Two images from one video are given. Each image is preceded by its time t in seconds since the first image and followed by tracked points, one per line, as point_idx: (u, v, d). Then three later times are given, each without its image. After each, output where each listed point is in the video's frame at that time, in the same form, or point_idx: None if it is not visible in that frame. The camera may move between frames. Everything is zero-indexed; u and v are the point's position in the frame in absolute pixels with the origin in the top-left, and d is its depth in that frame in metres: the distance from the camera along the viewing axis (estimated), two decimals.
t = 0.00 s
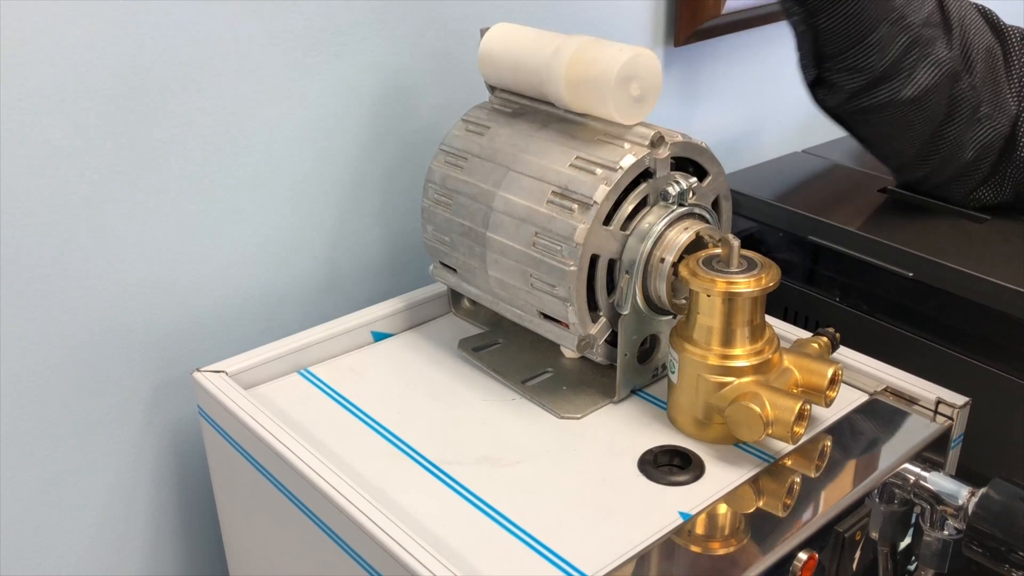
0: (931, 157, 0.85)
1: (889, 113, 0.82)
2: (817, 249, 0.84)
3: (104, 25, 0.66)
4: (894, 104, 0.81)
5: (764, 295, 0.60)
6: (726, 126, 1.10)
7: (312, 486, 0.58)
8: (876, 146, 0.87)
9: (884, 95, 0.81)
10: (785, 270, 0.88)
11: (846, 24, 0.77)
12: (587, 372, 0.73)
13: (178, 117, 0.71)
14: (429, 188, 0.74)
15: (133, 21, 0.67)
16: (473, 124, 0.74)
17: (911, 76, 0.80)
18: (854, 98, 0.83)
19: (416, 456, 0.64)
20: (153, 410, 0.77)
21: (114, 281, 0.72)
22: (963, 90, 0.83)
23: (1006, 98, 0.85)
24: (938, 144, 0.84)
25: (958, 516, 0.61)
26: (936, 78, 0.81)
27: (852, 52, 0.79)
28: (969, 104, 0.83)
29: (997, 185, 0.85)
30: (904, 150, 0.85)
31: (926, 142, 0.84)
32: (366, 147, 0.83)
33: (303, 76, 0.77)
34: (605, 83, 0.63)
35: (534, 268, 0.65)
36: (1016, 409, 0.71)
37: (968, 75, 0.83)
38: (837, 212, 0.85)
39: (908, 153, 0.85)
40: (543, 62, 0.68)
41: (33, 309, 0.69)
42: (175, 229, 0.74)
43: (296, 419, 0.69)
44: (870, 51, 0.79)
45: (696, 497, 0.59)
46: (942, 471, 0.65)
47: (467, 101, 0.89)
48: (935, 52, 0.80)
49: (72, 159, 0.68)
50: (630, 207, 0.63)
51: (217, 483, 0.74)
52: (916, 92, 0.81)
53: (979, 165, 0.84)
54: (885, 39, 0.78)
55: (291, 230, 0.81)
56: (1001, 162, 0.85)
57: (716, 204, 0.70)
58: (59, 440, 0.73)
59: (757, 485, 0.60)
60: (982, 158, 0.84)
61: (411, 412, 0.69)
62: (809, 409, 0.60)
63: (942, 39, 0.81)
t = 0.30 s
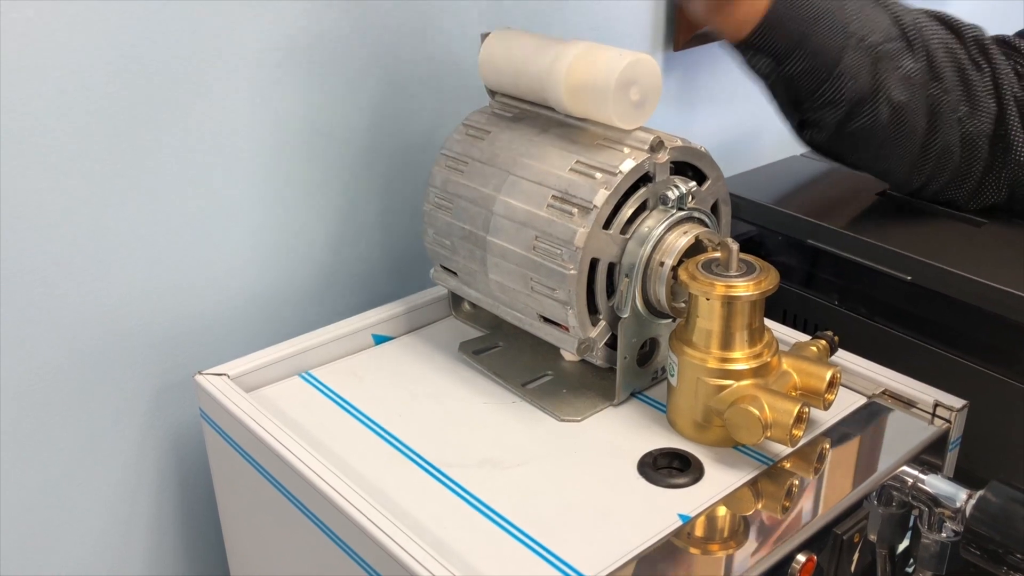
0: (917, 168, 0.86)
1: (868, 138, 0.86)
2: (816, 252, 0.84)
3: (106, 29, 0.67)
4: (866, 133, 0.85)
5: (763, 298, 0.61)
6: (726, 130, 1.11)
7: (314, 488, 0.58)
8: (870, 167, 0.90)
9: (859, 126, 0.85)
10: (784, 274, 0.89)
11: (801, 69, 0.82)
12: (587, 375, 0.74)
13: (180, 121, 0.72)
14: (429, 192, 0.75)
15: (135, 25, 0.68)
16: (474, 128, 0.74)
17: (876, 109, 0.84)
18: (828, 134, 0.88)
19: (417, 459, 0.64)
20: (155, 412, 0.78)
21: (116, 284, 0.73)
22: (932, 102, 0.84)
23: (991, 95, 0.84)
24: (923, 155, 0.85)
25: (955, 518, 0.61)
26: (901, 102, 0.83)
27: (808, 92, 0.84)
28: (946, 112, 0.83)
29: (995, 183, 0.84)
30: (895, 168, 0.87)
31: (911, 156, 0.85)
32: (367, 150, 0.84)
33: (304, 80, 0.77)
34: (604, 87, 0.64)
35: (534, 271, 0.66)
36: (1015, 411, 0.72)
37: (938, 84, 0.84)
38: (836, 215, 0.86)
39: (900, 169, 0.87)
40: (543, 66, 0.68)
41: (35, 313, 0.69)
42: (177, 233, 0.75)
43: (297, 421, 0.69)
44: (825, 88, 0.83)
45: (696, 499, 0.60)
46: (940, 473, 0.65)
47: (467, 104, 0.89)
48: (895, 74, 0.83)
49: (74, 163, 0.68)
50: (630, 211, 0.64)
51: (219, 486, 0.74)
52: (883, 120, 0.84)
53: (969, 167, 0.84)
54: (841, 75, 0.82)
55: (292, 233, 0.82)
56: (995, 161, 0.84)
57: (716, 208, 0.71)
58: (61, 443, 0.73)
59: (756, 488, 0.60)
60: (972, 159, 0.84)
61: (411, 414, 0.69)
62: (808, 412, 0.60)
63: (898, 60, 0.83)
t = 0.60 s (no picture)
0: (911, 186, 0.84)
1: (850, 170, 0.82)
2: (815, 255, 0.84)
3: (107, 31, 0.67)
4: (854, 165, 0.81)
5: (762, 300, 0.61)
6: (725, 132, 1.11)
7: (313, 490, 0.58)
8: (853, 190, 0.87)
9: (847, 160, 0.81)
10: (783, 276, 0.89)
11: (781, 102, 0.77)
12: (586, 377, 0.74)
13: (180, 123, 0.72)
14: (429, 193, 0.75)
15: (136, 27, 0.68)
16: (473, 130, 0.74)
17: (858, 140, 0.80)
18: (816, 166, 0.82)
19: (417, 461, 0.64)
20: (155, 414, 0.78)
21: (117, 286, 0.73)
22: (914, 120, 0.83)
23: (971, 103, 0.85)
24: (915, 172, 0.84)
25: (955, 521, 0.61)
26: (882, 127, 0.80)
27: (799, 116, 0.78)
28: (932, 127, 0.83)
29: (993, 187, 0.85)
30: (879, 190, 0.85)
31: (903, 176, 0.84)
32: (367, 153, 0.84)
33: (304, 82, 0.78)
34: (603, 89, 0.63)
35: (534, 273, 0.66)
36: (1014, 413, 0.72)
37: (918, 102, 0.83)
38: (835, 217, 0.86)
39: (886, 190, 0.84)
40: (542, 68, 0.68)
41: (35, 314, 0.69)
42: (177, 235, 0.75)
43: (297, 423, 0.69)
44: (816, 116, 0.77)
45: (695, 500, 0.60)
46: (940, 475, 0.65)
47: (467, 107, 0.90)
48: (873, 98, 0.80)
49: (75, 164, 0.68)
50: (630, 213, 0.64)
51: (219, 488, 0.74)
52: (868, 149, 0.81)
53: (964, 174, 0.85)
54: (823, 107, 0.77)
55: (292, 235, 0.82)
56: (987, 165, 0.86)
57: (715, 210, 0.71)
58: (61, 444, 0.73)
59: (756, 490, 0.60)
60: (963, 167, 0.85)
61: (411, 416, 0.69)
62: (808, 414, 0.60)
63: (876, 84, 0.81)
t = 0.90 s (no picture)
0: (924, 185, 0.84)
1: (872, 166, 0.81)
2: (815, 255, 0.84)
3: (105, 31, 0.66)
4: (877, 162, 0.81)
5: (761, 301, 0.61)
6: (725, 132, 1.11)
7: (312, 491, 0.58)
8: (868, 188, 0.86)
9: (870, 158, 0.81)
10: (783, 276, 0.89)
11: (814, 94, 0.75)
12: (585, 377, 0.74)
13: (179, 123, 0.72)
14: (428, 194, 0.75)
15: (134, 27, 0.68)
16: (472, 131, 0.74)
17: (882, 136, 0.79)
18: (839, 162, 0.81)
19: (415, 461, 0.64)
20: (154, 414, 0.78)
21: (115, 286, 0.73)
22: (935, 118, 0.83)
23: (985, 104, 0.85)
24: (930, 170, 0.83)
25: (955, 522, 0.61)
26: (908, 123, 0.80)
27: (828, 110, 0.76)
28: (949, 123, 0.83)
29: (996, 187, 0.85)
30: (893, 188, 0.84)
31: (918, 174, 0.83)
32: (366, 153, 0.84)
33: (303, 83, 0.77)
34: (603, 90, 0.63)
35: (532, 274, 0.65)
36: (1014, 414, 0.72)
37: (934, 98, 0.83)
38: (835, 217, 0.86)
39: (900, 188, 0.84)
40: (541, 68, 0.68)
41: (34, 314, 0.69)
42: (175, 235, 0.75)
43: (295, 424, 0.69)
44: (845, 110, 0.76)
45: (694, 501, 0.60)
46: (940, 476, 0.65)
47: (466, 107, 0.89)
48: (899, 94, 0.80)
49: (73, 165, 0.68)
50: (629, 213, 0.64)
51: (217, 488, 0.74)
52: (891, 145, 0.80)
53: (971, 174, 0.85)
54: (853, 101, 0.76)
55: (291, 235, 0.82)
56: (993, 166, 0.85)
57: (715, 211, 0.71)
58: (59, 445, 0.73)
59: (755, 490, 0.60)
60: (973, 167, 0.85)
61: (410, 417, 0.69)
62: (806, 415, 0.60)
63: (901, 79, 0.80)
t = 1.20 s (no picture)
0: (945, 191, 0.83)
1: (905, 169, 0.81)
2: (814, 253, 0.84)
3: (102, 29, 0.66)
4: (907, 163, 0.80)
5: (760, 299, 0.60)
6: (724, 130, 1.11)
7: (309, 490, 0.58)
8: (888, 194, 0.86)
9: (899, 160, 0.80)
10: (782, 275, 0.88)
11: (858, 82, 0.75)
12: (584, 375, 0.74)
13: (176, 121, 0.72)
14: (426, 192, 0.75)
15: (131, 25, 0.67)
16: (470, 128, 0.74)
17: (915, 139, 0.79)
18: (871, 159, 0.81)
19: (413, 460, 0.64)
20: (152, 413, 0.77)
21: (113, 285, 0.72)
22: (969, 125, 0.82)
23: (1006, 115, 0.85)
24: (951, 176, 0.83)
25: (953, 520, 0.61)
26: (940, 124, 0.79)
27: (866, 102, 0.76)
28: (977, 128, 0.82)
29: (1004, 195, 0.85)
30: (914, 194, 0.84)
31: (943, 177, 0.82)
32: (364, 151, 0.83)
33: (300, 81, 0.77)
34: (601, 87, 0.63)
35: (530, 272, 0.65)
36: (1014, 412, 0.71)
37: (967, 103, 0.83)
38: (834, 215, 0.86)
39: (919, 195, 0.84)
40: (539, 66, 0.68)
41: (31, 313, 0.69)
42: (172, 234, 0.74)
43: (293, 423, 0.69)
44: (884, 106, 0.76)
45: (693, 500, 0.60)
46: (939, 475, 0.65)
47: (464, 105, 0.89)
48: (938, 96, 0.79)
49: (69, 164, 0.68)
50: (626, 211, 0.63)
51: (214, 487, 0.74)
52: (924, 148, 0.80)
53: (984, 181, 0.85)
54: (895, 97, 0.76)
55: (288, 234, 0.81)
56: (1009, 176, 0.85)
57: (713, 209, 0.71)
58: (56, 444, 0.73)
59: (753, 489, 0.60)
60: (990, 173, 0.85)
61: (408, 416, 0.69)
62: (805, 414, 0.60)
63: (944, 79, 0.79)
